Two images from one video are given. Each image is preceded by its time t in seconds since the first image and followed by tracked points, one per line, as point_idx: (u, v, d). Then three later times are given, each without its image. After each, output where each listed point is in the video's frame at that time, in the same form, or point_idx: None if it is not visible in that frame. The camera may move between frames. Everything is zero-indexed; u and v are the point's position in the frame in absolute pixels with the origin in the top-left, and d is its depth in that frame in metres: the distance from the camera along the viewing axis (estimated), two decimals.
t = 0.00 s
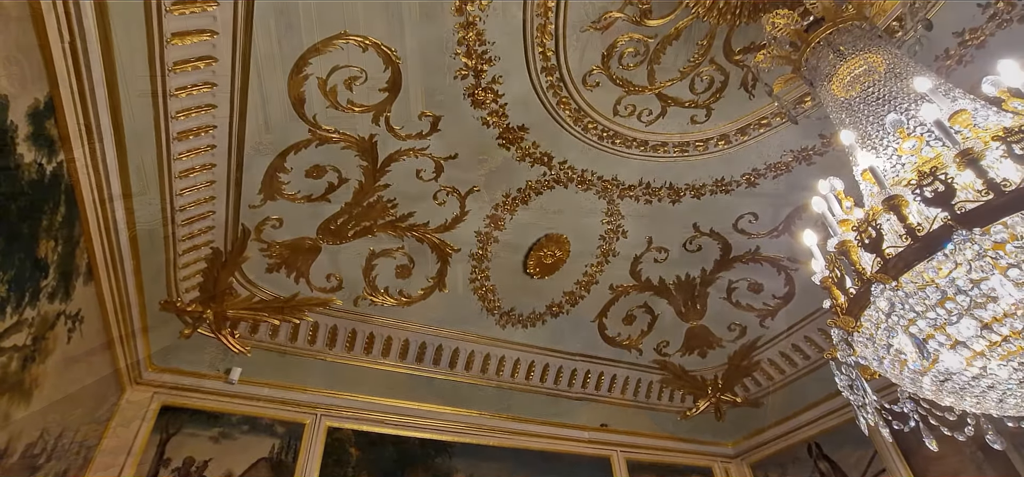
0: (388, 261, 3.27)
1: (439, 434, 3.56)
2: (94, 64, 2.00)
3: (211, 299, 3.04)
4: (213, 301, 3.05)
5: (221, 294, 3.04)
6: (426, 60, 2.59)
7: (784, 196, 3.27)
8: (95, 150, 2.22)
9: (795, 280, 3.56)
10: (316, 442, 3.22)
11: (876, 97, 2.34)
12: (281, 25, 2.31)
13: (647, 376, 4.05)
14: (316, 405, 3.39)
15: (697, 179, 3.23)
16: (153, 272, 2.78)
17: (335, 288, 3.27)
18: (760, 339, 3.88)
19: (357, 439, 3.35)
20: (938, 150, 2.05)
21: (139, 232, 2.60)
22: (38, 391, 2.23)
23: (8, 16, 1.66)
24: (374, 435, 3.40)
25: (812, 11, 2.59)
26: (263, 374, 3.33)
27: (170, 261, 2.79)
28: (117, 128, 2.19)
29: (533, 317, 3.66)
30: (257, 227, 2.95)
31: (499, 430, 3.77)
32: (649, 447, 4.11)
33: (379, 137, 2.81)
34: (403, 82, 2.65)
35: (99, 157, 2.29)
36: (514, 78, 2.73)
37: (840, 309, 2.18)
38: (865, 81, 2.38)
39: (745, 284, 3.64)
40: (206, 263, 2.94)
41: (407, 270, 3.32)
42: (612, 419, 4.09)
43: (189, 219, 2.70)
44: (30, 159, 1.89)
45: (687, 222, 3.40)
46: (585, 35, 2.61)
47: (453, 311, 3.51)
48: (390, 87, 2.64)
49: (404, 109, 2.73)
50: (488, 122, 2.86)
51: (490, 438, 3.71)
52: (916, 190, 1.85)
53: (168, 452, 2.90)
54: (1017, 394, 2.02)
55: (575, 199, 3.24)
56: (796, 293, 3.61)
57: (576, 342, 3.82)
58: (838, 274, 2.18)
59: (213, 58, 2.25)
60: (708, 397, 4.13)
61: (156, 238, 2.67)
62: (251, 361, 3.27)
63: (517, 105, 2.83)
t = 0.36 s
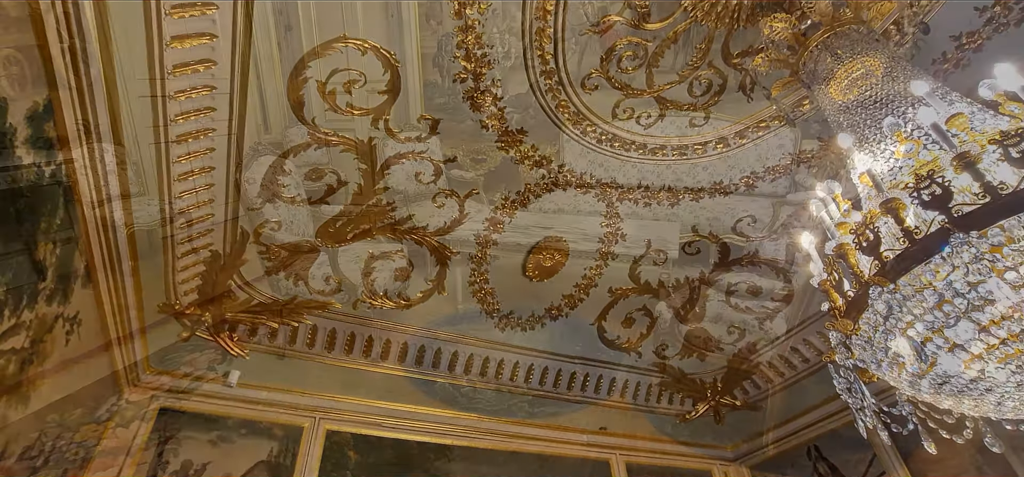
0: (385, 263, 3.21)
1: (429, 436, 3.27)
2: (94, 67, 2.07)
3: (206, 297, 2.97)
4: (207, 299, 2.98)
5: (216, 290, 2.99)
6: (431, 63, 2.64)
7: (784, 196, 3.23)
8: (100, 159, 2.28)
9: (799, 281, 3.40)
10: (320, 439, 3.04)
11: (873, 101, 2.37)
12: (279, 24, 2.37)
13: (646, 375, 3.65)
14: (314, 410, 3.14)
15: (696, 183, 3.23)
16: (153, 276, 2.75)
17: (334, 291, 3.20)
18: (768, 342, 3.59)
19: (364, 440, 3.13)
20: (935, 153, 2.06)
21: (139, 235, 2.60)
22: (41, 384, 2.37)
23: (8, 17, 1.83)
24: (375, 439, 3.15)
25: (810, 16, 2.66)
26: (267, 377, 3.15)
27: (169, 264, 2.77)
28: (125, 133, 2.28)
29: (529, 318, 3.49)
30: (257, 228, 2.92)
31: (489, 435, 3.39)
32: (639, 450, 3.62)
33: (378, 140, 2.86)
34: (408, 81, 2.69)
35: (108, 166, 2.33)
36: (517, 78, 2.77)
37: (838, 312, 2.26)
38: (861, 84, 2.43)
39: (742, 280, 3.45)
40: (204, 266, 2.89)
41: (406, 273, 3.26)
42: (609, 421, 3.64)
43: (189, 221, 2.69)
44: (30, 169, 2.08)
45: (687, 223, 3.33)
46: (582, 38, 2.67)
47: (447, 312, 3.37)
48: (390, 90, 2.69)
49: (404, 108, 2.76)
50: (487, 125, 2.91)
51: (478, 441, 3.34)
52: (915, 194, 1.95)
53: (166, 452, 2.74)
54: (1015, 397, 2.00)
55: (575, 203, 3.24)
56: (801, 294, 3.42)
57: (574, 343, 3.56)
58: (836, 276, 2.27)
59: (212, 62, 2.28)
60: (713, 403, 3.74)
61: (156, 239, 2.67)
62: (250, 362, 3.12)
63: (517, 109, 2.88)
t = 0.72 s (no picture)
0: (378, 262, 3.09)
1: (431, 423, 2.44)
2: (93, 70, 2.43)
3: (206, 298, 2.87)
4: (208, 301, 2.87)
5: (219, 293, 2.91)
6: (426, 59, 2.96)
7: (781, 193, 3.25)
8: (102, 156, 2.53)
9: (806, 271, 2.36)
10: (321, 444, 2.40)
11: (872, 103, 2.48)
12: (283, 31, 2.77)
13: (645, 374, 2.57)
14: (322, 413, 2.46)
15: (697, 185, 3.38)
16: (152, 276, 2.75)
17: (335, 293, 2.97)
18: (764, 342, 2.48)
19: (375, 445, 2.38)
20: (932, 156, 2.14)
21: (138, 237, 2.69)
22: (30, 387, 2.41)
23: (8, 17, 2.27)
24: (377, 439, 2.40)
25: (809, 19, 2.80)
26: (269, 381, 2.58)
27: (169, 267, 2.77)
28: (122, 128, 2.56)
29: (530, 320, 2.79)
30: (258, 230, 2.95)
31: (483, 436, 2.40)
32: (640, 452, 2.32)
33: (377, 144, 3.04)
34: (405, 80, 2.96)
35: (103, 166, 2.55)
36: (516, 75, 3.05)
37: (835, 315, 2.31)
38: (861, 87, 2.59)
39: (736, 282, 2.42)
40: (205, 269, 2.86)
41: (405, 275, 3.10)
42: (615, 427, 2.40)
43: (189, 225, 2.80)
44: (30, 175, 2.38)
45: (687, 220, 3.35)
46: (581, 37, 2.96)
47: (450, 312, 2.92)
48: (388, 93, 2.96)
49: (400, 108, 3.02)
50: (488, 128, 3.18)
51: (473, 444, 2.38)
52: (914, 198, 2.15)
53: (161, 455, 2.32)
54: None
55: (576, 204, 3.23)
56: (803, 293, 2.35)
57: (572, 340, 2.73)
58: (834, 279, 2.31)
59: (212, 65, 2.67)
60: (710, 405, 2.46)
61: (155, 240, 2.74)
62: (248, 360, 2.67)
63: (517, 108, 3.12)
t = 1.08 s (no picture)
0: (378, 260, 2.72)
1: (430, 429, 2.05)
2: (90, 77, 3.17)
3: (204, 298, 3.25)
4: (208, 300, 3.22)
5: (217, 294, 3.32)
6: (433, 68, 4.76)
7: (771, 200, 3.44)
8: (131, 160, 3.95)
9: (804, 266, 1.88)
10: (331, 432, 2.05)
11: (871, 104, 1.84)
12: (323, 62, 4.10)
13: (645, 374, 2.43)
14: (326, 404, 2.21)
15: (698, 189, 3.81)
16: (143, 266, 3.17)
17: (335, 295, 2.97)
18: (763, 342, 2.02)
19: (393, 435, 2.01)
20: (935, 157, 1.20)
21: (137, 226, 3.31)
22: (27, 387, 2.33)
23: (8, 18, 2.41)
24: (393, 429, 2.05)
25: (810, 21, 3.48)
26: (258, 387, 2.35)
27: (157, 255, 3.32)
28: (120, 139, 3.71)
29: (529, 323, 2.86)
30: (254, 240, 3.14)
31: (479, 441, 1.98)
32: (636, 456, 1.90)
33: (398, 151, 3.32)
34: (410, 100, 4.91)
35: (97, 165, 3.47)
36: (517, 78, 4.49)
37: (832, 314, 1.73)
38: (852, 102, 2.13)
39: (735, 284, 1.99)
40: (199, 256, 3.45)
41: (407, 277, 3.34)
42: (614, 428, 2.04)
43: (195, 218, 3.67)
44: (26, 175, 2.65)
45: (685, 219, 3.39)
46: (581, 36, 4.18)
47: (452, 315, 2.99)
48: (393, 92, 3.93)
49: (399, 110, 4.95)
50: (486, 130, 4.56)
51: (469, 449, 1.93)
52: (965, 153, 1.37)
53: (157, 458, 1.92)
54: None
55: (574, 205, 3.61)
56: (804, 293, 1.84)
57: (570, 342, 2.67)
58: (834, 280, 1.70)
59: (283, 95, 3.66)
60: (709, 408, 2.19)
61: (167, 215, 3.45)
62: (249, 362, 2.58)
63: (514, 111, 4.58)
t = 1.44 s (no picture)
0: (376, 261, 2.68)
1: (427, 430, 2.04)
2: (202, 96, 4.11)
3: (202, 300, 3.24)
4: (207, 301, 3.23)
5: (216, 295, 3.32)
6: (431, 69, 4.76)
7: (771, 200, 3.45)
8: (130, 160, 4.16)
9: (803, 266, 1.70)
10: (332, 431, 2.04)
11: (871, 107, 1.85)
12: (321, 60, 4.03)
13: (643, 374, 2.39)
14: (325, 405, 2.20)
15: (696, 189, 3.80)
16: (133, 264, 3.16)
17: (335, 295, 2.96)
18: (761, 342, 1.85)
19: (392, 436, 2.01)
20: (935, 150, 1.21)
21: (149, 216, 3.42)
22: (26, 390, 2.33)
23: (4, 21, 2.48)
24: (392, 430, 2.04)
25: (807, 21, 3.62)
26: (255, 389, 2.34)
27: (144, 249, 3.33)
28: (116, 139, 4.05)
29: (528, 323, 2.87)
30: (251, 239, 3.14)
31: (477, 442, 1.97)
32: (635, 456, 1.89)
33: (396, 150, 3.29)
34: (406, 97, 4.89)
35: (93, 167, 3.73)
36: (515, 78, 4.49)
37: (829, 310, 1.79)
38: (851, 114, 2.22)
39: (733, 283, 1.84)
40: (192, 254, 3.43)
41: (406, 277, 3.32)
42: (613, 429, 2.03)
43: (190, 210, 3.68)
44: (24, 177, 3.01)
45: (685, 220, 3.39)
46: (579, 36, 4.20)
47: (451, 315, 2.99)
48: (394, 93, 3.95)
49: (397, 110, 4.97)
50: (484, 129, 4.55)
51: (466, 450, 1.93)
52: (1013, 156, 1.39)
53: (155, 459, 1.91)
54: None
55: (573, 205, 3.61)
56: (802, 293, 1.69)
57: (569, 342, 2.67)
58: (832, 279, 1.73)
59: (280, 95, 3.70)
60: (708, 408, 2.13)
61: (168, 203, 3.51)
62: (246, 362, 2.56)
63: (511, 111, 4.58)
